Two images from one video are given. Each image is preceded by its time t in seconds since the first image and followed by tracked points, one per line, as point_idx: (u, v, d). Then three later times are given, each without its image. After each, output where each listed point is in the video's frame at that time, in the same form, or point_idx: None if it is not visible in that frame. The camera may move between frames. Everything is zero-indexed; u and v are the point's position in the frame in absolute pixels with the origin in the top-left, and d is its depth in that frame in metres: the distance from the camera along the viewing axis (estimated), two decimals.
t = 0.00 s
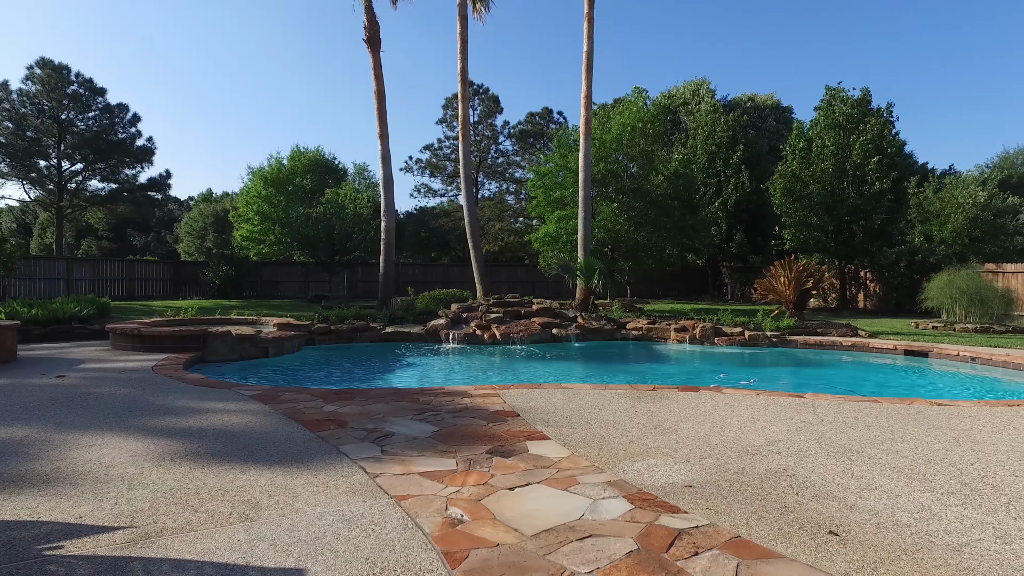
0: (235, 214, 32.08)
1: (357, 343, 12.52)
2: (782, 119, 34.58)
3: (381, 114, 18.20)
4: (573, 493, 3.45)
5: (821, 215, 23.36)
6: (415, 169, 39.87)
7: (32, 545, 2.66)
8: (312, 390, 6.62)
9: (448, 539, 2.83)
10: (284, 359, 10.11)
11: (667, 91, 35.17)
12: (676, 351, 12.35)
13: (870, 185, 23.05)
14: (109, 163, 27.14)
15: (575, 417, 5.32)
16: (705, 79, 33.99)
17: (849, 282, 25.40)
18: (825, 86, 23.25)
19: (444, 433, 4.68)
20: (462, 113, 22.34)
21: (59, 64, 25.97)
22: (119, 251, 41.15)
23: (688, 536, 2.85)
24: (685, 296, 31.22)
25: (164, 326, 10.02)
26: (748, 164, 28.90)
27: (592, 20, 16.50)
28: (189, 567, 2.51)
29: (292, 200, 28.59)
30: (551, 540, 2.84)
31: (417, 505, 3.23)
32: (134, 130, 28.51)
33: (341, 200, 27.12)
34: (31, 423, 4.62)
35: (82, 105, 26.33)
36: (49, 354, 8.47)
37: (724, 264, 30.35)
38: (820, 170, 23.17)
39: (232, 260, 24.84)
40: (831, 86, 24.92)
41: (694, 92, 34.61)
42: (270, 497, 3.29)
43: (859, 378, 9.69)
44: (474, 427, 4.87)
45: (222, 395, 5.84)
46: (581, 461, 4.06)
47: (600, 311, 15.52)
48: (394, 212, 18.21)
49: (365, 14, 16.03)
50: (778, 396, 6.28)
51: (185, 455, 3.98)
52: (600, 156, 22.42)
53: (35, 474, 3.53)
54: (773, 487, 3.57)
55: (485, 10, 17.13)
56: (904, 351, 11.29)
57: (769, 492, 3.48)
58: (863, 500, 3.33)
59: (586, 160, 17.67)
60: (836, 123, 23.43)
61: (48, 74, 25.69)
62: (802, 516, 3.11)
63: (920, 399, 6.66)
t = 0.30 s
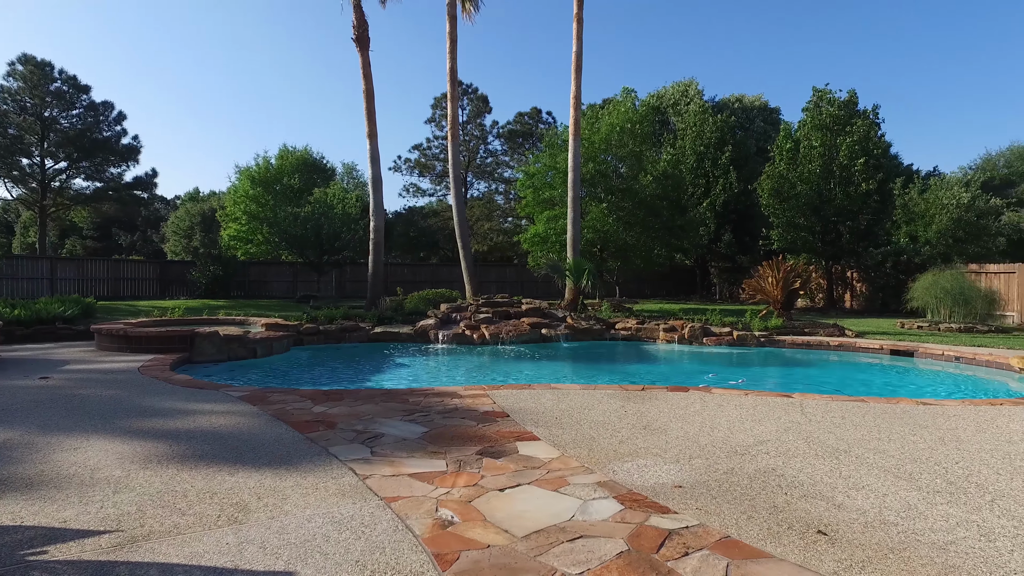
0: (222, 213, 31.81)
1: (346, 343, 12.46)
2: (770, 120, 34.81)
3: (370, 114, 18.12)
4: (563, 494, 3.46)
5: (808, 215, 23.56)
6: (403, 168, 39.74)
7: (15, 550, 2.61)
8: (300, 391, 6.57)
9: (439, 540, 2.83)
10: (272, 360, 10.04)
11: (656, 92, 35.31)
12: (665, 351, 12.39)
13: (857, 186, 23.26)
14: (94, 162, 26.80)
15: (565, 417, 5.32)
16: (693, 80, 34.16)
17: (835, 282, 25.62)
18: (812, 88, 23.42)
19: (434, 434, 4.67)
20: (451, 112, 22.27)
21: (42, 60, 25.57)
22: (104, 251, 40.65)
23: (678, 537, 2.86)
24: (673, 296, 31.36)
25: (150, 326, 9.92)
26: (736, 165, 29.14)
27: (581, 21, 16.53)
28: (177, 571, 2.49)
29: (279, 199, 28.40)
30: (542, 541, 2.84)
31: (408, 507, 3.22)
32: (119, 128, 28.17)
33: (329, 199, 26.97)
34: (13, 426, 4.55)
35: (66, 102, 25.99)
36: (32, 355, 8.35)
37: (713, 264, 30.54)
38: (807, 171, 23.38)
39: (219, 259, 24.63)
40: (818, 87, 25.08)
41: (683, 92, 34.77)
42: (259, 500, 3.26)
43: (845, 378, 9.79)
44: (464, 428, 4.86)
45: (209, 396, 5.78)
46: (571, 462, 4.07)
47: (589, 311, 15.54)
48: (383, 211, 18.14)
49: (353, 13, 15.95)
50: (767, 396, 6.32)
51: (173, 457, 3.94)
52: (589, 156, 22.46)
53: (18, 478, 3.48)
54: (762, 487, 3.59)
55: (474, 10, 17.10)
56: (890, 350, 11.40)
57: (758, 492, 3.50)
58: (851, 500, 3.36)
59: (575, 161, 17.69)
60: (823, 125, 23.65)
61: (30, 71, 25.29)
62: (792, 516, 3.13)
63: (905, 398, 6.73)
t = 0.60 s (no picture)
0: (214, 213, 31.64)
1: (338, 344, 12.43)
2: (762, 121, 34.95)
3: (362, 113, 18.06)
4: (557, 495, 3.46)
5: (800, 215, 23.70)
6: (396, 168, 39.64)
7: (2, 556, 2.58)
8: (292, 392, 6.54)
9: (433, 542, 2.82)
10: (264, 360, 9.98)
11: (649, 92, 35.38)
12: (658, 351, 12.42)
13: (848, 187, 23.40)
14: (84, 161, 26.57)
15: (559, 418, 5.32)
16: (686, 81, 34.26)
17: (827, 282, 25.81)
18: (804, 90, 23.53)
19: (427, 435, 4.66)
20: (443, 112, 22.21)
21: (30, 58, 25.33)
22: (94, 250, 40.31)
23: (673, 538, 2.86)
24: (665, 296, 31.46)
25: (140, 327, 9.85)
26: (729, 165, 29.31)
27: (574, 21, 16.54)
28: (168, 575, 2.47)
29: (271, 199, 28.26)
30: (536, 543, 2.84)
31: (401, 509, 3.21)
32: (109, 127, 27.93)
33: (322, 199, 26.86)
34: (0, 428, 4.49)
35: (54, 100, 25.75)
36: (21, 356, 8.28)
37: (705, 264, 30.63)
38: (799, 172, 23.51)
39: (210, 259, 24.48)
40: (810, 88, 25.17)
41: (676, 92, 34.86)
42: (251, 502, 3.25)
43: (835, 378, 9.85)
44: (457, 429, 4.85)
45: (201, 397, 5.74)
46: (564, 463, 4.07)
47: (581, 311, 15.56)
48: (375, 211, 18.08)
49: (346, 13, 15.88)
50: (759, 397, 6.35)
51: (164, 460, 3.91)
52: (581, 156, 22.49)
53: (5, 481, 3.43)
54: (755, 488, 3.60)
55: (467, 10, 17.08)
56: (881, 350, 11.48)
57: (751, 493, 3.51)
58: (843, 500, 3.37)
59: (568, 161, 17.69)
60: (815, 126, 23.77)
61: (18, 69, 25.03)
62: (785, 517, 3.14)
63: (895, 398, 6.77)
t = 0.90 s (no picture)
0: (210, 212, 31.55)
1: (335, 344, 12.40)
2: (758, 121, 35.02)
3: (359, 113, 18.04)
4: (554, 497, 3.45)
5: (797, 215, 23.77)
6: (393, 168, 39.58)
7: None
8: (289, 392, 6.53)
9: (430, 545, 2.81)
10: (260, 360, 9.95)
11: (646, 92, 35.42)
12: (655, 351, 12.45)
13: (844, 187, 23.47)
14: (79, 160, 26.44)
15: (556, 419, 5.32)
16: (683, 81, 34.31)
17: (823, 282, 25.90)
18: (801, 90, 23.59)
19: (425, 436, 4.66)
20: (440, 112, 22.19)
21: (24, 56, 25.23)
22: (89, 250, 40.13)
23: (670, 540, 2.87)
24: (662, 296, 31.52)
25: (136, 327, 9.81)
26: (726, 165, 29.33)
27: (570, 21, 16.54)
28: None
29: (267, 198, 28.18)
30: (533, 545, 2.84)
31: (398, 511, 3.20)
32: (105, 126, 27.80)
33: (318, 198, 26.80)
34: None
35: (49, 99, 25.66)
36: (16, 357, 8.24)
37: (702, 264, 30.66)
38: (796, 172, 23.59)
39: (207, 258, 24.40)
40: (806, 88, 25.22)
41: (672, 92, 34.90)
42: (248, 504, 3.24)
43: (830, 378, 9.92)
44: (454, 430, 4.85)
45: (197, 399, 5.72)
46: (562, 464, 4.07)
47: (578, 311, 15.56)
48: (371, 211, 18.06)
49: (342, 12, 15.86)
50: (756, 398, 6.36)
51: (160, 462, 3.89)
52: (578, 156, 22.51)
53: None
54: (752, 489, 3.61)
55: (464, 9, 17.06)
56: (877, 350, 11.51)
57: (748, 494, 3.52)
58: (840, 502, 3.38)
59: (565, 161, 17.69)
60: (811, 126, 23.84)
61: (12, 67, 24.92)
62: (782, 519, 3.15)
63: (890, 399, 6.80)
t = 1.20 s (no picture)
0: (208, 212, 31.51)
1: (334, 345, 12.40)
2: (757, 121, 35.05)
3: (358, 113, 18.03)
4: (553, 501, 3.45)
5: (796, 216, 23.81)
6: (392, 168, 39.57)
7: None
8: (288, 394, 6.52)
9: (429, 549, 2.81)
10: (259, 361, 9.94)
11: (645, 92, 35.45)
12: (654, 352, 12.45)
13: (843, 187, 23.52)
14: (77, 160, 26.39)
15: (555, 422, 5.32)
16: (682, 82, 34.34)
17: (822, 283, 25.93)
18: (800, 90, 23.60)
19: (424, 439, 4.66)
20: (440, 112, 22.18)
21: (22, 56, 25.19)
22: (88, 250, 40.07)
23: (669, 544, 2.87)
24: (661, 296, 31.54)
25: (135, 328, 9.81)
26: (726, 165, 29.21)
27: (569, 21, 16.52)
28: None
29: (266, 198, 28.16)
30: (532, 549, 2.84)
31: (397, 515, 3.20)
32: (103, 125, 27.74)
33: (317, 198, 26.78)
34: None
35: (47, 99, 25.64)
36: (14, 358, 8.23)
37: (701, 264, 30.67)
38: (794, 172, 23.64)
39: (206, 259, 24.39)
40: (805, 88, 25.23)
41: (671, 92, 34.91)
42: (248, 508, 3.24)
43: (828, 380, 9.94)
44: (453, 432, 4.85)
45: (196, 401, 5.71)
46: (561, 468, 4.06)
47: (577, 312, 15.56)
48: (370, 211, 18.05)
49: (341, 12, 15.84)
50: (755, 400, 6.37)
51: (160, 465, 3.89)
52: (578, 156, 22.52)
53: None
54: (751, 493, 3.61)
55: (463, 9, 17.05)
56: (875, 351, 11.52)
57: (746, 498, 3.52)
58: (839, 505, 3.39)
59: (564, 162, 17.68)
60: (810, 126, 23.87)
61: (10, 67, 24.88)
62: (781, 523, 3.15)
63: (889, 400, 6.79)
